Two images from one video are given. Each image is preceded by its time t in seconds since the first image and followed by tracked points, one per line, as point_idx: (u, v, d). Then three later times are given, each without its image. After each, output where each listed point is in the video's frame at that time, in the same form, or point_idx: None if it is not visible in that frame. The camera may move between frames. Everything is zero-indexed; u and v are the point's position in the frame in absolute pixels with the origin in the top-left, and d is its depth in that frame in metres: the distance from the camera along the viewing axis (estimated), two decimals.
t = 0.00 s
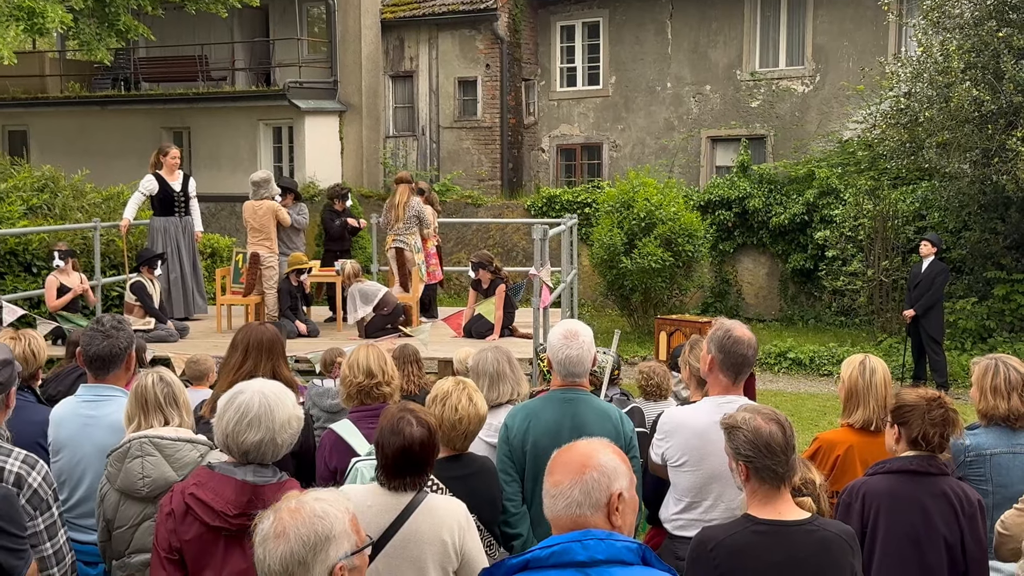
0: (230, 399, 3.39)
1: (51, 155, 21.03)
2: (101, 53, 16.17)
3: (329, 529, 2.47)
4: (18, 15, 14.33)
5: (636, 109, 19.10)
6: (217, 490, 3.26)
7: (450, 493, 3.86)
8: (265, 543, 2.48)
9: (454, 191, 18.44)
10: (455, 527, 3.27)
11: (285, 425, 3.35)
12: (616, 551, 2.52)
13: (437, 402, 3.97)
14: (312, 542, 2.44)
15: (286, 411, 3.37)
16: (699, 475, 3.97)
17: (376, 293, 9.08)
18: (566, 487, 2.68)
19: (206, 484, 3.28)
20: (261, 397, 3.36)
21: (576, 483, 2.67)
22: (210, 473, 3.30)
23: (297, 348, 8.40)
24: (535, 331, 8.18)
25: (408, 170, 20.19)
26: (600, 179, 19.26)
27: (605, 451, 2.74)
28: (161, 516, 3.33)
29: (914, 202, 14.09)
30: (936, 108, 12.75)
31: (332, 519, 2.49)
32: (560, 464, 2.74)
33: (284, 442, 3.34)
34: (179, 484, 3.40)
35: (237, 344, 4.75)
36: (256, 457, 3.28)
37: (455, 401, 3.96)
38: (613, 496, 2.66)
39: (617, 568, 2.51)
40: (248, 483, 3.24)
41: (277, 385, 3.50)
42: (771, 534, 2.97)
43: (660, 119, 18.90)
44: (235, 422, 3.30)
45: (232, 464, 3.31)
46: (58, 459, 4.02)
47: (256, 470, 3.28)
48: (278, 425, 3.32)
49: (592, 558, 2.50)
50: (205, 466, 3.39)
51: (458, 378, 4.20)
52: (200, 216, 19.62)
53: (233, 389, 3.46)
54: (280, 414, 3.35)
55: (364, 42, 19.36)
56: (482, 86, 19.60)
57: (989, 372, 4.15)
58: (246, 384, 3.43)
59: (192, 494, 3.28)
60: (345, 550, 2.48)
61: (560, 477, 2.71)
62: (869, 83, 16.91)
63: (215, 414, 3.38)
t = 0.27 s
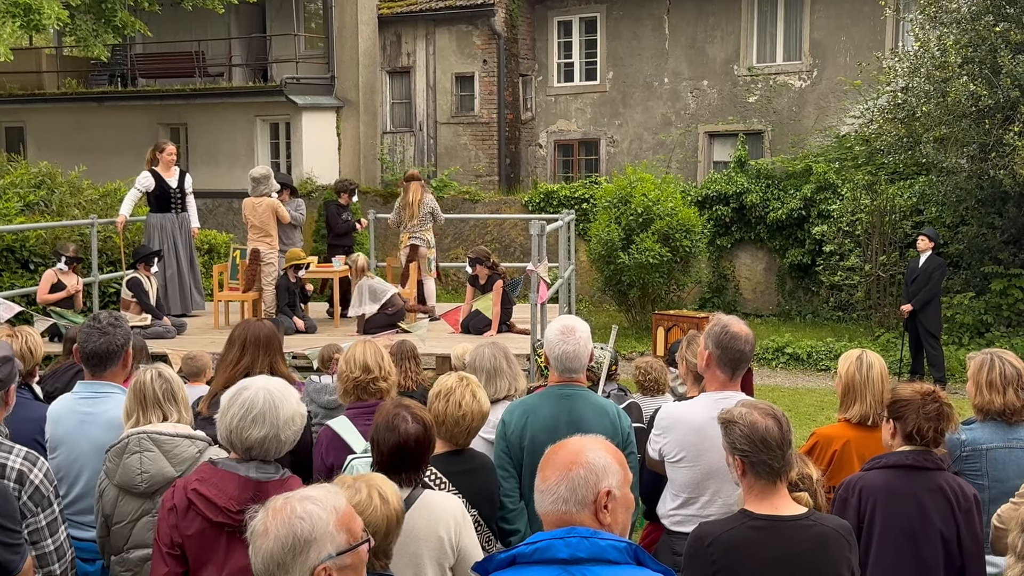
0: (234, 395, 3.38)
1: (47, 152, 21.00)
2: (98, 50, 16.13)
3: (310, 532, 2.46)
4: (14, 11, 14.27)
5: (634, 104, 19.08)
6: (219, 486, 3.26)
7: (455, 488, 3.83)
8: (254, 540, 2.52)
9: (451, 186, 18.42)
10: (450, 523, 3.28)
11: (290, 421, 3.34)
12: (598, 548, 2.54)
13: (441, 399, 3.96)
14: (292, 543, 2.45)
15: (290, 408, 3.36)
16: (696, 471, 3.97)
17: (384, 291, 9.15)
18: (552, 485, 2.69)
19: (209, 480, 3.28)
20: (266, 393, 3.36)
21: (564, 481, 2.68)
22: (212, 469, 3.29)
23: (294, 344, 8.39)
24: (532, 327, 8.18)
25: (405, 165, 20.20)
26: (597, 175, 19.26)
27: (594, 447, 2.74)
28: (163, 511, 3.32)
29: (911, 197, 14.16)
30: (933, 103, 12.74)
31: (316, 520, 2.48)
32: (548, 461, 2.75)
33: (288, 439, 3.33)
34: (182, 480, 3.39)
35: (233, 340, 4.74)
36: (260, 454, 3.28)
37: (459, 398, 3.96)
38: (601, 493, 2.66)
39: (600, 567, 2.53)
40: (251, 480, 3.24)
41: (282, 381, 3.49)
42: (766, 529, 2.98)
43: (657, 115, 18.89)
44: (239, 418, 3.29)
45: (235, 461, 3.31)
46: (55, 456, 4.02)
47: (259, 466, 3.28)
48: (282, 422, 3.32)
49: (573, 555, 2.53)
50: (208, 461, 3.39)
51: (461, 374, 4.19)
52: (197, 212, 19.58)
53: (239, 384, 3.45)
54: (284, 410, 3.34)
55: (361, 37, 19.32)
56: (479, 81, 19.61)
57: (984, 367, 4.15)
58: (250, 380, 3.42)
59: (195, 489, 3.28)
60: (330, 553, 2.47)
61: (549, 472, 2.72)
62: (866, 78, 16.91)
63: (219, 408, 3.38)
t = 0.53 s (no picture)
0: (233, 392, 3.39)
1: (45, 150, 20.98)
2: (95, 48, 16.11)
3: (304, 535, 2.46)
4: (11, 9, 14.23)
5: (631, 101, 19.08)
6: (220, 484, 3.26)
7: (455, 485, 3.82)
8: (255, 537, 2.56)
9: (449, 184, 18.42)
10: (449, 522, 3.29)
11: (289, 419, 3.35)
12: (601, 547, 2.53)
13: (445, 393, 3.98)
14: (286, 545, 2.46)
15: (290, 406, 3.37)
16: (693, 467, 3.98)
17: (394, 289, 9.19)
18: (552, 484, 2.69)
19: (209, 478, 3.28)
20: (265, 390, 3.36)
21: (563, 479, 2.67)
22: (212, 467, 3.30)
23: (292, 342, 8.40)
24: (530, 324, 8.19)
25: (403, 163, 20.20)
26: (595, 172, 19.26)
27: (591, 446, 2.73)
28: (164, 509, 3.32)
29: (909, 193, 14.11)
30: (930, 99, 12.75)
31: (310, 522, 2.48)
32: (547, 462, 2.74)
33: (287, 436, 3.34)
34: (182, 477, 3.39)
35: (231, 338, 4.75)
36: (260, 451, 3.29)
37: (462, 393, 3.98)
38: (601, 491, 2.66)
39: (603, 565, 2.52)
40: (252, 477, 3.25)
41: (282, 379, 3.50)
42: (761, 527, 2.99)
43: (655, 111, 18.89)
44: (239, 415, 3.30)
45: (235, 458, 3.31)
46: (53, 454, 4.03)
47: (259, 463, 3.29)
48: (282, 419, 3.32)
49: (575, 554, 2.52)
50: (207, 459, 3.39)
51: (464, 372, 4.21)
52: (195, 210, 19.56)
53: (238, 382, 3.46)
54: (283, 408, 3.35)
55: (358, 34, 19.32)
56: (477, 79, 19.62)
57: (980, 362, 4.16)
58: (250, 378, 3.43)
59: (196, 487, 3.28)
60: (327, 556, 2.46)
61: (548, 472, 2.71)
62: (863, 74, 16.92)
63: (219, 406, 3.39)
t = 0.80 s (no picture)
0: (232, 393, 3.39)
1: (43, 150, 20.97)
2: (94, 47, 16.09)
3: (304, 533, 2.46)
4: (10, 9, 14.21)
5: (629, 100, 19.08)
6: (220, 484, 3.26)
7: (455, 483, 3.82)
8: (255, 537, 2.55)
9: (448, 183, 18.41)
10: (449, 522, 3.28)
11: (287, 419, 3.34)
12: (616, 547, 2.53)
13: (446, 390, 3.99)
14: (286, 545, 2.46)
15: (288, 405, 3.37)
16: (691, 466, 3.98)
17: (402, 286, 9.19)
18: (572, 486, 2.63)
19: (209, 478, 3.28)
20: (263, 390, 3.36)
21: (584, 480, 2.62)
22: (212, 467, 3.29)
23: (290, 341, 8.39)
24: (528, 323, 8.19)
25: (401, 162, 20.20)
26: (594, 171, 19.26)
27: (603, 444, 2.71)
28: (164, 509, 3.32)
29: (907, 191, 14.14)
30: (929, 97, 12.75)
31: (309, 521, 2.47)
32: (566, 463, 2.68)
33: (286, 436, 3.33)
34: (182, 478, 3.39)
35: (228, 337, 4.75)
36: (258, 451, 3.29)
37: (463, 391, 3.99)
38: (617, 489, 2.64)
39: (619, 565, 2.51)
40: (251, 477, 3.24)
41: (282, 378, 3.50)
42: (761, 525, 2.99)
43: (653, 110, 18.89)
44: (237, 415, 3.30)
45: (234, 458, 3.31)
46: (51, 454, 4.03)
47: (258, 463, 3.29)
48: (281, 419, 3.32)
49: (593, 554, 2.51)
50: (206, 459, 3.39)
51: (465, 370, 4.22)
52: (193, 210, 19.54)
53: (237, 382, 3.45)
54: (281, 408, 3.34)
55: (356, 34, 19.33)
56: (476, 78, 19.62)
57: (979, 360, 4.16)
58: (249, 378, 3.43)
59: (195, 487, 3.28)
60: (327, 553, 2.45)
61: (562, 472, 2.66)
62: (862, 72, 16.92)
63: (218, 406, 3.38)
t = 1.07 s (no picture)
0: (235, 392, 3.38)
1: (41, 150, 20.95)
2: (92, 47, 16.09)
3: (304, 520, 2.44)
4: (8, 10, 14.20)
5: (628, 99, 19.08)
6: (221, 483, 3.25)
7: (450, 483, 3.84)
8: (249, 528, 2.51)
9: (446, 182, 18.41)
10: (449, 522, 3.27)
11: (290, 418, 3.34)
12: (633, 544, 2.53)
13: (441, 389, 4.00)
14: (288, 532, 2.44)
15: (291, 405, 3.37)
16: (689, 465, 3.98)
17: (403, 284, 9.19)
18: (601, 487, 2.63)
19: (210, 477, 3.27)
20: (266, 390, 3.36)
21: (612, 481, 2.64)
22: (214, 466, 3.29)
23: (289, 341, 8.39)
24: (527, 323, 8.19)
25: (400, 162, 20.21)
26: (593, 170, 19.25)
27: (610, 440, 2.77)
28: (165, 508, 3.31)
29: (906, 189, 14.12)
30: (927, 96, 12.76)
31: (310, 507, 2.46)
32: (591, 462, 2.67)
33: (288, 436, 3.33)
34: (183, 477, 3.38)
35: (226, 337, 4.74)
36: (260, 451, 3.30)
37: (458, 390, 3.99)
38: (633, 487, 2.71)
39: (633, 562, 2.50)
40: (252, 477, 3.24)
41: (283, 378, 3.49)
42: (761, 522, 2.99)
43: (652, 109, 18.89)
44: (240, 415, 3.30)
45: (237, 457, 3.31)
46: (49, 454, 4.02)
47: (260, 463, 3.29)
48: (283, 419, 3.32)
49: (613, 553, 2.50)
50: (208, 459, 3.38)
51: (462, 369, 4.22)
52: (192, 209, 19.54)
53: (240, 381, 3.45)
54: (285, 408, 3.34)
55: (354, 33, 19.35)
56: (474, 77, 19.63)
57: (978, 359, 4.15)
58: (252, 378, 3.43)
59: (196, 486, 3.27)
60: (325, 540, 2.44)
61: (595, 476, 2.64)
62: (860, 71, 16.93)
63: (220, 406, 3.38)
